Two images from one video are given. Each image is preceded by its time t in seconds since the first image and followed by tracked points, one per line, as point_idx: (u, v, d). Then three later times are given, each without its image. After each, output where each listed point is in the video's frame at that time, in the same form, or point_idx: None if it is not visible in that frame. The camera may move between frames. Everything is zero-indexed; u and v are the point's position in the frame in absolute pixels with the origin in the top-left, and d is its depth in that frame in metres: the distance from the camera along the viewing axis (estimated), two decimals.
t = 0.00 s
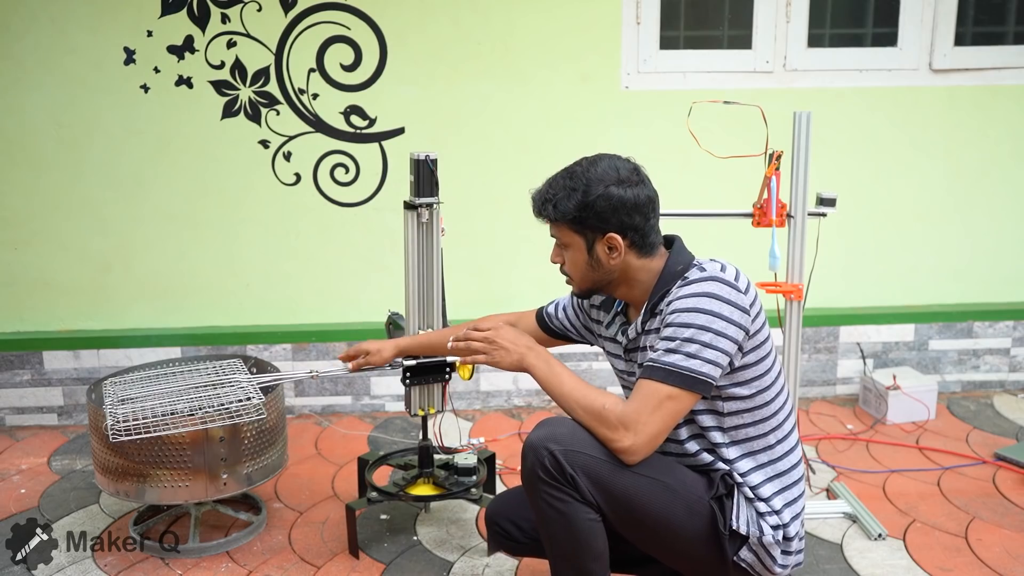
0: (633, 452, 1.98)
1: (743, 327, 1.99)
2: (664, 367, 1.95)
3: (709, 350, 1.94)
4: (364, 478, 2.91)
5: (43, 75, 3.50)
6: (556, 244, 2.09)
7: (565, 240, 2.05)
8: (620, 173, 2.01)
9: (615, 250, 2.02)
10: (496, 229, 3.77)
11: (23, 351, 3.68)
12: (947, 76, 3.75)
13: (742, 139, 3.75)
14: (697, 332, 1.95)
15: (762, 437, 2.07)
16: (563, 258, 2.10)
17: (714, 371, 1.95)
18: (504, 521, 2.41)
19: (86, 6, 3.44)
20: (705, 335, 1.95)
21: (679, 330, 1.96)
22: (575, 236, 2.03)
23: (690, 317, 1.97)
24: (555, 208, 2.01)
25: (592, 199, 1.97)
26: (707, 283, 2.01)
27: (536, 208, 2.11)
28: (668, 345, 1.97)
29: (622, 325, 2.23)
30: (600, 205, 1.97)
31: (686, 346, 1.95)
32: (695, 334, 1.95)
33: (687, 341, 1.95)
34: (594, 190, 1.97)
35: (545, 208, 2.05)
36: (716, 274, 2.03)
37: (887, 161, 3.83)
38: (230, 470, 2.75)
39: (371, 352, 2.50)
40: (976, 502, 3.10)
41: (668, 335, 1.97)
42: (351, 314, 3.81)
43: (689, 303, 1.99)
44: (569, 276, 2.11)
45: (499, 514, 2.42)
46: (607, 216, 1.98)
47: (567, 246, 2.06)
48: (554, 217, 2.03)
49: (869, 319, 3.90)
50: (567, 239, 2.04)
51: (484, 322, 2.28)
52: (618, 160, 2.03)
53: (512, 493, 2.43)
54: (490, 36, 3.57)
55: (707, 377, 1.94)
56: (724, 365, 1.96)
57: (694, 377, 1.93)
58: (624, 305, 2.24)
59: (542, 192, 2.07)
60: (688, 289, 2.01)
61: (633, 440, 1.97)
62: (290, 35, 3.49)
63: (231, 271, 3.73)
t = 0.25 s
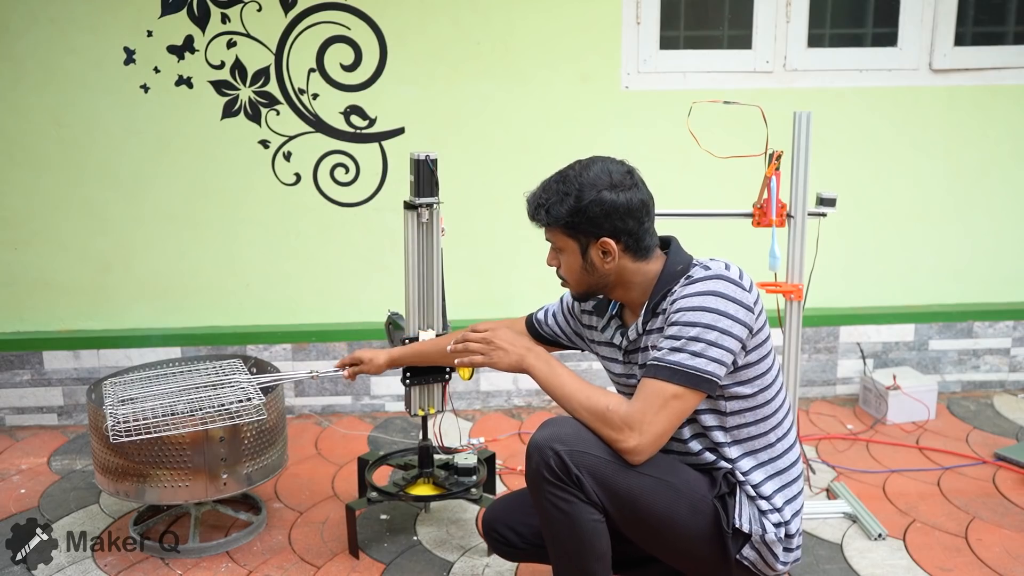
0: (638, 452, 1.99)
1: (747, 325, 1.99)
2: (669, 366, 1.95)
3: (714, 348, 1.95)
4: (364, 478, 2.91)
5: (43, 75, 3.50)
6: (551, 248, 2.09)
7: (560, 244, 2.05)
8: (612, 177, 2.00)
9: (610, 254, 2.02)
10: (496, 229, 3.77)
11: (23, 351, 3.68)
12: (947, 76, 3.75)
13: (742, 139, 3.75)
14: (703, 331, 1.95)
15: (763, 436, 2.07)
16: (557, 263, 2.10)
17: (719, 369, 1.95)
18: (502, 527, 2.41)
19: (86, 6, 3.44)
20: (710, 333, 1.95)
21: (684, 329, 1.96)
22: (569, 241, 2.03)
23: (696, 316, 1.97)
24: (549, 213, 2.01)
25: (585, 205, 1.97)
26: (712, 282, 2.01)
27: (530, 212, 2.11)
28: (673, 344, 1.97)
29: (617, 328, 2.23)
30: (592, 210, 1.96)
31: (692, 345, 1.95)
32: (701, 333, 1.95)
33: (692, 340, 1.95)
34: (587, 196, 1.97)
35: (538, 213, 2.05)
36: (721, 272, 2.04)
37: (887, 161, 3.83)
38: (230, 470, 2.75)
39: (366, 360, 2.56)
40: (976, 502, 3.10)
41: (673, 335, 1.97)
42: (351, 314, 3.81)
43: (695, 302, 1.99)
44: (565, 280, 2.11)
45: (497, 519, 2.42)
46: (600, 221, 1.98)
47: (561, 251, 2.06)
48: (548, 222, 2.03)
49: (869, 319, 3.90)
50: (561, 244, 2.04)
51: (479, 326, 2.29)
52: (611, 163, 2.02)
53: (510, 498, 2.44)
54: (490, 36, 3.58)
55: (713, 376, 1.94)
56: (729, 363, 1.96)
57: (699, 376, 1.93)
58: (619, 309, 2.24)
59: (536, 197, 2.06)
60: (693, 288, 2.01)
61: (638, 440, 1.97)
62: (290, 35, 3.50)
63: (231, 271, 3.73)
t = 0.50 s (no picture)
0: (636, 453, 1.99)
1: (748, 328, 1.99)
2: (669, 368, 1.95)
3: (714, 350, 1.94)
4: (363, 478, 2.91)
5: (43, 75, 3.50)
6: (552, 246, 2.09)
7: (560, 243, 2.05)
8: (612, 176, 2.00)
9: (609, 254, 2.02)
10: (496, 229, 3.77)
11: (23, 351, 3.68)
12: (947, 75, 3.75)
13: (742, 139, 3.75)
14: (703, 333, 1.95)
15: (761, 438, 2.07)
16: (557, 260, 2.10)
17: (718, 372, 1.94)
18: (501, 531, 2.41)
19: (86, 5, 3.44)
20: (711, 335, 1.95)
21: (685, 330, 1.96)
22: (569, 239, 2.03)
23: (696, 318, 1.96)
24: (550, 211, 2.01)
25: (584, 204, 1.97)
26: (713, 284, 2.01)
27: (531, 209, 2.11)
28: (672, 346, 1.97)
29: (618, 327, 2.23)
30: (592, 209, 1.97)
31: (692, 347, 1.95)
32: (701, 335, 1.95)
33: (693, 342, 1.95)
34: (586, 195, 1.97)
35: (538, 211, 2.05)
36: (723, 274, 2.03)
37: (887, 161, 3.83)
38: (230, 470, 2.75)
39: (372, 361, 2.56)
40: (976, 502, 3.09)
41: (674, 336, 1.97)
42: (351, 313, 3.81)
43: (696, 303, 1.98)
44: (565, 277, 2.11)
45: (494, 524, 2.42)
46: (599, 221, 1.98)
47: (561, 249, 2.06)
48: (548, 220, 2.03)
49: (869, 318, 3.90)
50: (560, 242, 2.05)
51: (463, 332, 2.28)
52: (611, 161, 2.01)
53: (508, 503, 2.44)
54: (490, 36, 3.57)
55: (713, 378, 1.94)
56: (728, 365, 1.96)
57: (698, 378, 1.93)
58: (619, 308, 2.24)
59: (536, 194, 2.07)
60: (694, 289, 2.01)
61: (636, 442, 1.97)
62: (290, 35, 3.49)
63: (232, 271, 3.73)
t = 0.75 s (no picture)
0: (637, 453, 1.99)
1: (750, 329, 1.99)
2: (671, 368, 1.95)
3: (717, 352, 1.95)
4: (363, 478, 2.91)
5: (43, 75, 3.50)
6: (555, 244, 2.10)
7: (563, 242, 2.06)
8: (614, 175, 1.99)
9: (612, 253, 2.02)
10: (496, 229, 3.77)
11: (23, 351, 3.68)
12: (947, 75, 3.75)
13: (742, 139, 3.75)
14: (706, 334, 1.95)
15: (761, 439, 2.07)
16: (561, 259, 2.11)
17: (720, 373, 1.95)
18: (500, 531, 2.41)
19: (85, 5, 3.44)
20: (713, 337, 1.95)
21: (688, 331, 1.96)
22: (571, 238, 2.03)
23: (699, 319, 1.96)
24: (552, 210, 2.01)
25: (585, 203, 1.97)
26: (716, 285, 2.01)
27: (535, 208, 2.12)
28: (675, 346, 1.96)
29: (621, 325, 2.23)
30: (593, 209, 1.97)
31: (694, 348, 1.95)
32: (704, 336, 1.95)
33: (695, 342, 1.95)
34: (588, 194, 1.97)
35: (541, 210, 2.05)
36: (726, 275, 2.03)
37: (886, 161, 3.83)
38: (230, 470, 2.74)
39: (383, 364, 2.50)
40: (976, 502, 3.09)
41: (676, 336, 1.97)
42: (351, 313, 3.81)
43: (699, 304, 1.98)
44: (569, 276, 2.12)
45: (493, 524, 2.42)
46: (601, 220, 1.98)
47: (564, 248, 2.07)
48: (550, 220, 2.03)
49: (869, 318, 3.90)
50: (563, 241, 2.05)
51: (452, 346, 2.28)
52: (613, 160, 2.01)
53: (507, 503, 2.44)
54: (490, 36, 3.58)
55: (714, 379, 1.94)
56: (730, 366, 1.96)
57: (700, 378, 1.93)
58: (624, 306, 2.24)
59: (539, 194, 2.07)
60: (698, 290, 2.01)
61: (637, 441, 1.97)
62: (290, 35, 3.49)
63: (232, 271, 3.73)
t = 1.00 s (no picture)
0: (637, 446, 1.99)
1: (755, 330, 1.99)
2: (674, 364, 1.94)
3: (720, 350, 1.94)
4: (364, 478, 2.91)
5: (44, 75, 3.50)
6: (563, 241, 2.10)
7: (570, 238, 2.06)
8: (621, 171, 1.99)
9: (618, 249, 2.02)
10: (495, 229, 3.77)
11: (23, 351, 3.68)
12: (946, 75, 3.75)
13: (742, 139, 3.75)
14: (710, 332, 1.95)
15: (763, 438, 2.08)
16: (569, 255, 2.11)
17: (722, 371, 1.94)
18: (498, 533, 2.41)
19: (85, 5, 3.44)
20: (718, 335, 1.95)
21: (692, 329, 1.96)
22: (579, 234, 2.03)
23: (704, 317, 1.96)
24: (560, 207, 2.02)
25: (592, 199, 1.97)
26: (722, 284, 2.00)
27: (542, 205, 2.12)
28: (679, 343, 1.96)
29: (630, 322, 2.23)
30: (600, 205, 1.97)
31: (698, 345, 1.94)
32: (708, 334, 1.95)
33: (699, 340, 1.94)
34: (595, 190, 1.97)
35: (549, 207, 2.06)
36: (732, 276, 2.03)
37: (886, 161, 3.83)
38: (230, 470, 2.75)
39: (401, 365, 2.50)
40: (976, 502, 3.09)
41: (680, 333, 1.97)
42: (351, 313, 3.81)
43: (704, 302, 1.98)
44: (577, 272, 2.12)
45: (493, 525, 2.41)
46: (608, 216, 1.98)
47: (572, 244, 2.07)
48: (558, 216, 2.03)
49: (868, 318, 3.90)
50: (571, 237, 2.05)
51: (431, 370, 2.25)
52: (620, 157, 2.01)
53: (504, 504, 2.44)
54: (490, 36, 3.58)
55: (715, 377, 1.94)
56: (733, 366, 1.96)
57: (702, 376, 1.93)
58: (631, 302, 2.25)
59: (546, 190, 2.07)
60: (703, 289, 2.01)
61: (636, 435, 1.97)
62: (290, 35, 3.50)
63: (232, 271, 3.73)
